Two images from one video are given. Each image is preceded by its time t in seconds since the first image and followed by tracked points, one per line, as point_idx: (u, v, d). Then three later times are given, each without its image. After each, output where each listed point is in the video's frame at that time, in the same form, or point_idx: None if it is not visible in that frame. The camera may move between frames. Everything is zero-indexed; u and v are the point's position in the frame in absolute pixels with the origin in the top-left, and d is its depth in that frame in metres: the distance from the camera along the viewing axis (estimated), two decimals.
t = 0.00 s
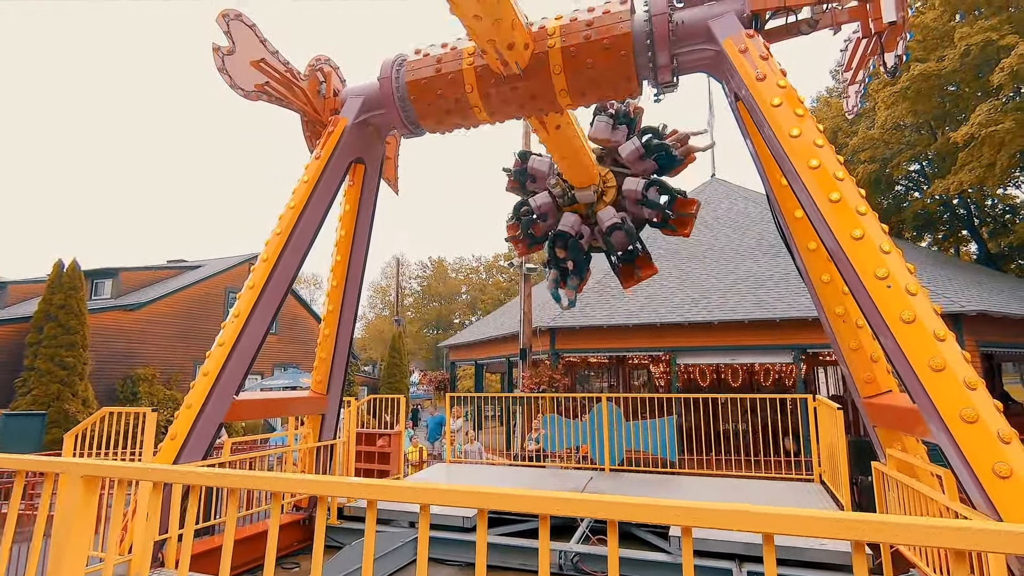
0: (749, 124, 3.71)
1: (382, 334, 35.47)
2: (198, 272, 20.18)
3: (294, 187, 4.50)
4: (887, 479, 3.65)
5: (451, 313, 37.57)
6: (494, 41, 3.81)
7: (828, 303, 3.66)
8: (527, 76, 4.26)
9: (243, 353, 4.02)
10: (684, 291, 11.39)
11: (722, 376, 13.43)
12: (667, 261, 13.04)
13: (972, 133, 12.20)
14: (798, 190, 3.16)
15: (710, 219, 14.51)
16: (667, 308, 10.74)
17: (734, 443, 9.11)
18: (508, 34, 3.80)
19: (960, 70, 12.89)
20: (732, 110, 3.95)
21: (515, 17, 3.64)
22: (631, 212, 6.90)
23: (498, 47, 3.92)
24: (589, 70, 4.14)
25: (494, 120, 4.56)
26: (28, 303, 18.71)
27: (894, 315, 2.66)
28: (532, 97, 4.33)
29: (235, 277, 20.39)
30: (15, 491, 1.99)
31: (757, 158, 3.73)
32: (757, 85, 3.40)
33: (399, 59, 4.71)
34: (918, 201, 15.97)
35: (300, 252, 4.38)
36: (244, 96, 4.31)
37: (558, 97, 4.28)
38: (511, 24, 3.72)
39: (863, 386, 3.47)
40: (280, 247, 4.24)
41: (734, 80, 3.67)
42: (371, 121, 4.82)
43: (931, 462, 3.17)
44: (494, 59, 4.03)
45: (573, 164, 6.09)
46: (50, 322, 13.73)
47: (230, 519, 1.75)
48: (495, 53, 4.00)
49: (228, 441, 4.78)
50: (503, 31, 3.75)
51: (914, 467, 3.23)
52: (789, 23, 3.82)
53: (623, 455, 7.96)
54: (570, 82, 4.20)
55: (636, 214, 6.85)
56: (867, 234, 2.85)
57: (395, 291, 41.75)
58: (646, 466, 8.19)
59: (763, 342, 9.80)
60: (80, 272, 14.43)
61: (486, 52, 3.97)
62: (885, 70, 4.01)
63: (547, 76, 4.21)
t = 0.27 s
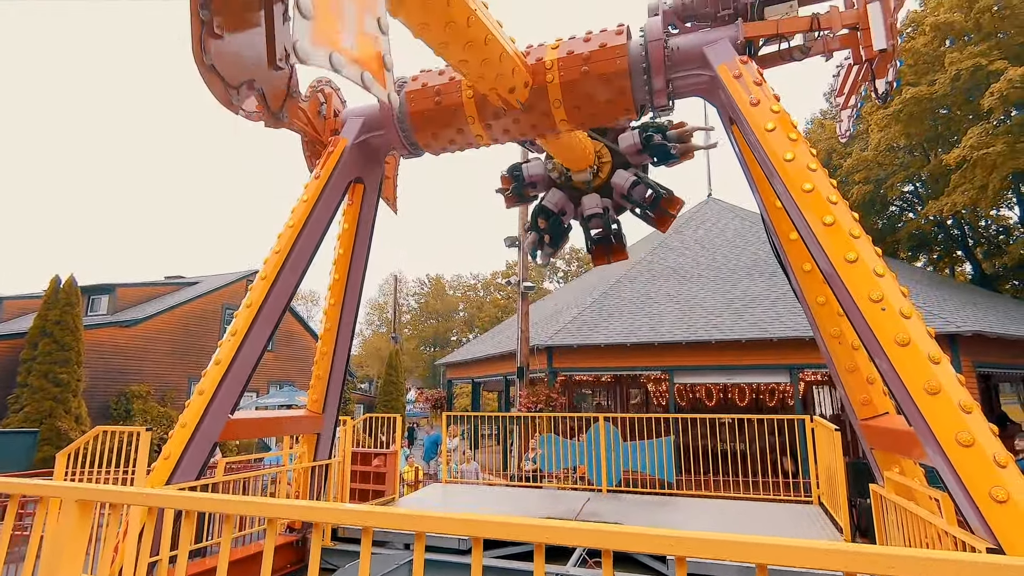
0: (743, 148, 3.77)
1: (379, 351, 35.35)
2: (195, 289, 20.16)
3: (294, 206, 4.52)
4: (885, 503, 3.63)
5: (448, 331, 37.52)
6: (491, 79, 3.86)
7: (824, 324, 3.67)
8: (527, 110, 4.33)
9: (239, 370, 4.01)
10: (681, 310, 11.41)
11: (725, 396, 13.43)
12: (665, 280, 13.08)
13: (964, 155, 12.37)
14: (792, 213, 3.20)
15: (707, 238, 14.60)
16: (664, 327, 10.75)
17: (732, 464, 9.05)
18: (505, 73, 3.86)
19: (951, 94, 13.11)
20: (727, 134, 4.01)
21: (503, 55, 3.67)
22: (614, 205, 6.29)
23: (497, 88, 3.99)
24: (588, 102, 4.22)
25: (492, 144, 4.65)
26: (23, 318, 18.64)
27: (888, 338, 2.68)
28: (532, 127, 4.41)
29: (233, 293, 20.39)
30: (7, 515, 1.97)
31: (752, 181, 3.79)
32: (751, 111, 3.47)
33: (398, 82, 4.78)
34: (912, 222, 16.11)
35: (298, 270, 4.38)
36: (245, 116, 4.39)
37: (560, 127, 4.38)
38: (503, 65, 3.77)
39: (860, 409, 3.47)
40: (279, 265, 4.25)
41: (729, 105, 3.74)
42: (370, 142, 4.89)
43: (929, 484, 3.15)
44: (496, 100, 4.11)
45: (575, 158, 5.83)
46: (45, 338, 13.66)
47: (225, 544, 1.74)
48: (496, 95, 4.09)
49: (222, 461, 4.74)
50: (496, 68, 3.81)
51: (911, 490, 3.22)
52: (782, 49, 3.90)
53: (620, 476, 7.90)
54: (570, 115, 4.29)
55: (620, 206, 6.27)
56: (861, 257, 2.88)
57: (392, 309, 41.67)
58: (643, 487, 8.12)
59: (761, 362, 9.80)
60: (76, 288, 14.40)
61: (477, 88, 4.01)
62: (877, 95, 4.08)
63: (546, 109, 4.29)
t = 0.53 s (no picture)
0: (738, 173, 3.82)
1: (376, 370, 35.18)
2: (192, 307, 20.13)
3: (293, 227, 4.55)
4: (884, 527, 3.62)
5: (446, 349, 37.43)
6: (485, 120, 3.91)
7: (819, 346, 3.69)
8: (528, 139, 4.42)
9: (236, 392, 4.00)
10: (679, 330, 11.42)
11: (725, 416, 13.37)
12: (662, 300, 13.11)
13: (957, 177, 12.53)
14: (786, 237, 3.24)
15: (704, 259, 14.67)
16: (662, 348, 10.74)
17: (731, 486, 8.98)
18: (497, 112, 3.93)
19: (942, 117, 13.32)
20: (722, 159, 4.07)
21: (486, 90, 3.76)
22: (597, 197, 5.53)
23: (490, 128, 4.06)
24: (586, 132, 4.28)
25: (494, 166, 4.72)
26: (19, 337, 18.56)
27: (883, 361, 2.69)
28: (534, 154, 4.50)
29: (230, 312, 20.33)
30: None
31: (747, 205, 3.84)
32: (744, 137, 3.53)
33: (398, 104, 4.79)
34: (907, 242, 16.23)
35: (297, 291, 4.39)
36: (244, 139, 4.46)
37: (560, 154, 4.47)
38: (490, 101, 3.85)
39: (857, 432, 3.47)
40: (278, 285, 4.26)
41: (723, 130, 3.81)
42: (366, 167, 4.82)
43: (928, 510, 3.13)
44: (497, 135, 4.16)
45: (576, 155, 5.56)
46: (40, 357, 13.58)
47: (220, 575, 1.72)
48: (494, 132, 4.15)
49: (217, 484, 4.69)
50: (488, 108, 3.86)
51: (909, 514, 3.21)
52: (775, 77, 3.98)
53: (618, 499, 7.82)
54: (569, 145, 4.36)
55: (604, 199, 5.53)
56: (855, 282, 2.91)
57: (390, 327, 41.57)
58: (642, 510, 8.04)
59: (759, 383, 9.78)
60: (73, 306, 14.36)
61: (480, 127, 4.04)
62: (869, 122, 4.16)
63: (547, 139, 4.38)
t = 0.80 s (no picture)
0: (734, 196, 3.87)
1: (373, 389, 34.98)
2: (190, 325, 20.07)
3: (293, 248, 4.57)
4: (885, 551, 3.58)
5: (444, 368, 37.32)
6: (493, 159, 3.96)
7: (817, 368, 3.69)
8: (527, 166, 4.49)
9: (233, 414, 3.98)
10: (677, 350, 11.40)
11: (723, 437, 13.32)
12: (660, 320, 13.11)
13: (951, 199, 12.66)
14: (782, 260, 3.27)
15: (701, 278, 14.73)
16: (660, 368, 10.71)
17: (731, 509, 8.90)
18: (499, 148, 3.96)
19: (936, 140, 13.51)
20: (718, 183, 4.12)
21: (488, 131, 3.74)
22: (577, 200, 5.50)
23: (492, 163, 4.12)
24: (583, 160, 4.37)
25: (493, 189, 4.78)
26: (14, 355, 18.45)
27: (881, 384, 2.70)
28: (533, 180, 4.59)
29: (227, 330, 20.27)
30: None
31: (743, 228, 3.88)
32: (740, 161, 3.59)
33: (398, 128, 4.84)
34: (904, 263, 16.33)
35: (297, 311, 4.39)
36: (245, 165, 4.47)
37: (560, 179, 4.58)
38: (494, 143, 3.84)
39: (856, 455, 3.46)
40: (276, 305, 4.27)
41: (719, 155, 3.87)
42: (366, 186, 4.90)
43: (930, 535, 3.10)
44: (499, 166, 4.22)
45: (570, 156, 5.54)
46: (35, 376, 13.49)
47: None
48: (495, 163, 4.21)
49: (212, 506, 4.63)
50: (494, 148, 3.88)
51: (911, 540, 3.18)
52: (769, 103, 4.06)
53: (618, 522, 7.74)
54: (569, 170, 4.46)
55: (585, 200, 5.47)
56: (850, 304, 2.93)
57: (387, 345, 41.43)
58: (641, 533, 7.95)
59: (758, 403, 9.75)
60: (70, 325, 14.31)
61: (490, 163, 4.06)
62: (861, 146, 4.24)
63: (546, 167, 4.46)
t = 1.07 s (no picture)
0: (732, 216, 3.91)
1: (372, 407, 34.80)
2: (189, 343, 20.03)
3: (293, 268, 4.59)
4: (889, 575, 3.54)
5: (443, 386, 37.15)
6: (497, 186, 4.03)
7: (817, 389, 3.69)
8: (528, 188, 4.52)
9: (231, 434, 3.96)
10: (677, 368, 11.37)
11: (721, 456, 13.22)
12: (660, 338, 13.10)
13: (948, 218, 12.74)
14: (781, 281, 3.29)
15: (701, 296, 14.75)
16: (660, 386, 10.66)
17: (734, 531, 8.79)
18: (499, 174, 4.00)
19: (932, 159, 13.65)
20: (716, 203, 4.16)
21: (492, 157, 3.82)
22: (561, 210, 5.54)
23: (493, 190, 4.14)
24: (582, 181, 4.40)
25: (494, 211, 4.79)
26: (12, 373, 18.39)
27: (881, 406, 2.70)
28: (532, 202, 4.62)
29: (226, 348, 20.23)
30: None
31: (742, 249, 3.91)
32: (738, 182, 3.63)
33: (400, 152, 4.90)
34: (903, 281, 16.37)
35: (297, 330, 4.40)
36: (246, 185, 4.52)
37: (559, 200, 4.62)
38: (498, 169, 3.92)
39: (858, 476, 3.43)
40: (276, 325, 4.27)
41: (717, 177, 3.91)
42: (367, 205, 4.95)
43: (934, 558, 3.07)
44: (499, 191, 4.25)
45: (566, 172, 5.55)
46: (33, 394, 13.42)
47: None
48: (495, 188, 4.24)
49: (208, 527, 4.58)
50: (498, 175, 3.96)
51: (915, 563, 3.14)
52: (766, 125, 4.12)
53: (619, 544, 7.65)
54: (568, 192, 4.50)
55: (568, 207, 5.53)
56: (849, 325, 2.95)
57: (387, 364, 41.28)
58: (642, 555, 7.84)
59: (760, 423, 9.69)
60: (69, 342, 14.29)
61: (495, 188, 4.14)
62: (858, 168, 4.29)
63: (546, 189, 4.49)
